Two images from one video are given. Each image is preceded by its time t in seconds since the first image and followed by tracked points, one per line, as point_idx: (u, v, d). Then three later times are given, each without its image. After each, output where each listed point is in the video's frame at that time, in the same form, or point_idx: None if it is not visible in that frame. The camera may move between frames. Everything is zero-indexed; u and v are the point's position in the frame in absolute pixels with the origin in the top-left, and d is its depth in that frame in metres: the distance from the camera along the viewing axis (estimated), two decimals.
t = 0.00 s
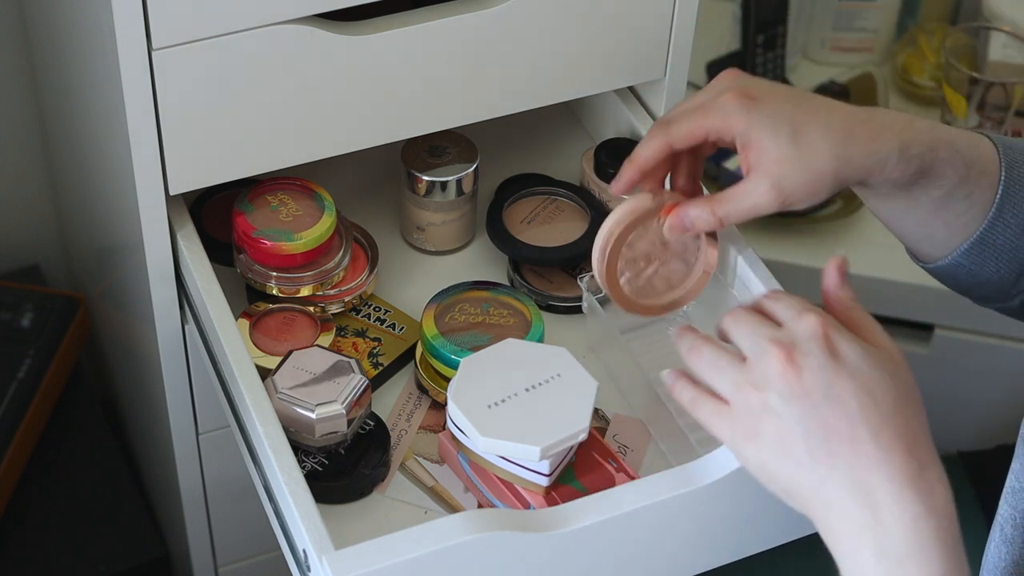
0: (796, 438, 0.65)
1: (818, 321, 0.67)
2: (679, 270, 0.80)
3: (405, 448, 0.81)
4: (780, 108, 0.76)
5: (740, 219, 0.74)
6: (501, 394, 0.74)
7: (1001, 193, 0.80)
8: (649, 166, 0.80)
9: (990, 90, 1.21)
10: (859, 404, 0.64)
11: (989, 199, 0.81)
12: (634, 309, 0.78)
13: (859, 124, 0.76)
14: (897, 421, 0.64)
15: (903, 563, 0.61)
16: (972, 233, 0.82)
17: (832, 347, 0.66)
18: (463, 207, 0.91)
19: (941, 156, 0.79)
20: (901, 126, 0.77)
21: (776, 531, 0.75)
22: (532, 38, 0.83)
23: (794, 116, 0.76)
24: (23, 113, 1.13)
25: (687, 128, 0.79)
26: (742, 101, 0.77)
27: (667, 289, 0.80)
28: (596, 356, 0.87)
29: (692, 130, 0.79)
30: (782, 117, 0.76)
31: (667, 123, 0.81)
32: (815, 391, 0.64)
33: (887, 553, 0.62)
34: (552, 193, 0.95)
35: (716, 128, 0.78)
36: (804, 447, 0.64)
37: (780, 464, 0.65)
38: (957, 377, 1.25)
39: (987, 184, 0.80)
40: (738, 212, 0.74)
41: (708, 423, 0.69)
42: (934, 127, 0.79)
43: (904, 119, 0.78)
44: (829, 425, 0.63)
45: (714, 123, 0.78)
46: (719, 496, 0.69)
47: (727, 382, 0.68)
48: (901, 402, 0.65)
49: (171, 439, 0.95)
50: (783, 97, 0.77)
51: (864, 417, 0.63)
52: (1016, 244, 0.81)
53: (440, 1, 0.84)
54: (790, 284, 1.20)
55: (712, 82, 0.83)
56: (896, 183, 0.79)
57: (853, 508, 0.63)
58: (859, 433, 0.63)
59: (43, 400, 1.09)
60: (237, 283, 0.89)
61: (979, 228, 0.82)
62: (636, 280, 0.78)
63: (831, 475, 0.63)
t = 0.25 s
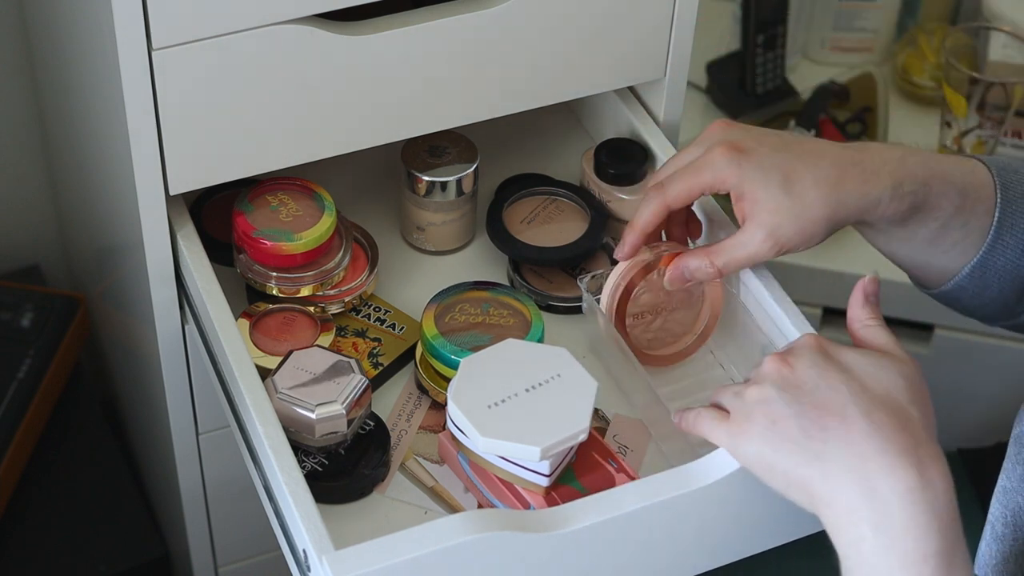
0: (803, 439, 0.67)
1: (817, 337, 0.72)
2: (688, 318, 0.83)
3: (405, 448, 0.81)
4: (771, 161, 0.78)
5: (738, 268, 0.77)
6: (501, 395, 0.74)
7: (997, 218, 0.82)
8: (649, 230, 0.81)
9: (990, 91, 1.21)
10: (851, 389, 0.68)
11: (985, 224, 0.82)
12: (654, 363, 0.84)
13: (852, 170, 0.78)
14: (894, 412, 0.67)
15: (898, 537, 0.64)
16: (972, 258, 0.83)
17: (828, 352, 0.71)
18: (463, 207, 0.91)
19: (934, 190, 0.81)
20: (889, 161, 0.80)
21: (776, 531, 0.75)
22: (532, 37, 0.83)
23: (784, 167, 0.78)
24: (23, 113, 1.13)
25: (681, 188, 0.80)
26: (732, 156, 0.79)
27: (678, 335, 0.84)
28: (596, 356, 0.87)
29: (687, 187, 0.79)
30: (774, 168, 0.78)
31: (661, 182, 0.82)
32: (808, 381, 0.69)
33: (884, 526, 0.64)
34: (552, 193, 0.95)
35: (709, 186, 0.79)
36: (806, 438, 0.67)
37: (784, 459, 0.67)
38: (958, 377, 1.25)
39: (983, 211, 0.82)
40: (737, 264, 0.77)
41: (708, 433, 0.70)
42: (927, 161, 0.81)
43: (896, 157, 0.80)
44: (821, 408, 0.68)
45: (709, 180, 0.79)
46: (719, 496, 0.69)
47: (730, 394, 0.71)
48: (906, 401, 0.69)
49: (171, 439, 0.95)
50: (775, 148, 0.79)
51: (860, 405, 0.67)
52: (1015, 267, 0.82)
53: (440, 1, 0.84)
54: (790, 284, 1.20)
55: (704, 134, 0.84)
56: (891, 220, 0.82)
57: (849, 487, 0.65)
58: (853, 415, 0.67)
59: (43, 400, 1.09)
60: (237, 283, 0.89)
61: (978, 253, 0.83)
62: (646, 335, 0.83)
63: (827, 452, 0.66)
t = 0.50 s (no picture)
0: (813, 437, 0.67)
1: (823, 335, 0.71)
2: (691, 317, 0.84)
3: (405, 448, 0.81)
4: (767, 168, 0.78)
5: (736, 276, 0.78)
6: (500, 395, 0.74)
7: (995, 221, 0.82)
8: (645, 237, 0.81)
9: (990, 90, 1.20)
10: (857, 383, 0.68)
11: (984, 227, 0.83)
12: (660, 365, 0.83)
13: (848, 176, 0.78)
14: (900, 404, 0.67)
15: (905, 529, 0.64)
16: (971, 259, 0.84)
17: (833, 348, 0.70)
18: (463, 207, 0.91)
19: (932, 195, 0.81)
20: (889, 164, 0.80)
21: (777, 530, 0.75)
22: (532, 38, 0.84)
23: (779, 173, 0.78)
24: (23, 113, 1.13)
25: (676, 196, 0.80)
26: (727, 164, 0.78)
27: (683, 336, 0.84)
28: (596, 356, 0.87)
29: (682, 196, 0.79)
30: (769, 176, 0.78)
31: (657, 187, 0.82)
32: (812, 377, 0.69)
33: (891, 519, 0.65)
34: (552, 193, 0.95)
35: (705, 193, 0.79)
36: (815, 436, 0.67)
37: (792, 453, 0.67)
38: (958, 376, 1.25)
39: (983, 214, 0.82)
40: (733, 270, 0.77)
41: (713, 427, 0.70)
42: (925, 166, 0.82)
43: (893, 161, 0.80)
44: (827, 401, 0.67)
45: (703, 188, 0.79)
46: (720, 496, 0.69)
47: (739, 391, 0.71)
48: (912, 394, 0.68)
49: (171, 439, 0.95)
50: (771, 154, 0.79)
51: (865, 397, 0.67)
52: (1014, 269, 0.82)
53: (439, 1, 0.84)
54: (790, 284, 1.20)
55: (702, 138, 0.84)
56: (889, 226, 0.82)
57: (856, 480, 0.65)
58: (859, 408, 0.67)
59: (43, 400, 1.09)
60: (237, 283, 0.89)
61: (976, 255, 0.83)
62: (648, 337, 0.83)
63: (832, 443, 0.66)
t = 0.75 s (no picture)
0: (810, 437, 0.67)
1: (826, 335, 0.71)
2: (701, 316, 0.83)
3: (405, 448, 0.81)
4: (760, 183, 0.78)
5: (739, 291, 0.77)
6: (501, 395, 0.74)
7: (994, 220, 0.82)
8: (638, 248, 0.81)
9: (990, 90, 1.20)
10: (856, 381, 0.68)
11: (984, 226, 0.83)
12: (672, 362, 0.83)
13: (845, 181, 0.79)
14: (897, 407, 0.67)
15: (896, 528, 0.64)
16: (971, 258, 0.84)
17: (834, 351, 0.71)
18: (463, 207, 0.91)
19: (932, 194, 0.81)
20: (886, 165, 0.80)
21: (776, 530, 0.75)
22: (532, 38, 0.84)
23: (773, 187, 0.78)
24: (23, 113, 1.13)
25: (671, 211, 0.80)
26: (721, 182, 0.79)
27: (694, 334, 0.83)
28: (596, 356, 0.87)
29: (676, 211, 0.79)
30: (764, 191, 0.78)
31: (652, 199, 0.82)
32: (810, 375, 0.69)
33: (880, 519, 0.65)
34: (552, 193, 0.95)
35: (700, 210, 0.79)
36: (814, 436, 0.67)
37: (790, 451, 0.67)
38: (957, 376, 1.25)
39: (982, 212, 0.82)
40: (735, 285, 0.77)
41: (715, 420, 0.71)
42: (923, 166, 0.82)
43: (891, 163, 0.80)
44: (825, 398, 0.67)
45: (698, 206, 0.79)
46: (720, 496, 0.69)
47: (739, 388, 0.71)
48: (909, 394, 0.68)
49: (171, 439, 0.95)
50: (764, 169, 0.79)
51: (863, 395, 0.67)
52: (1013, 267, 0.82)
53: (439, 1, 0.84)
54: (789, 284, 1.20)
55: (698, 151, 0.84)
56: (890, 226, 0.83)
57: (849, 479, 0.65)
58: (854, 406, 0.67)
59: (43, 400, 1.09)
60: (237, 283, 0.89)
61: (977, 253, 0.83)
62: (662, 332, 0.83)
63: (827, 441, 0.66)
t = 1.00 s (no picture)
0: (818, 437, 0.67)
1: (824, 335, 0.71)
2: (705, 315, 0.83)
3: (405, 448, 0.81)
4: (760, 189, 0.78)
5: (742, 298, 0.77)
6: (501, 395, 0.74)
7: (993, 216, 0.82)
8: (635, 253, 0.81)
9: (990, 90, 1.20)
10: (857, 380, 0.68)
11: (983, 221, 0.83)
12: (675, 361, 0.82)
13: (845, 182, 0.78)
14: (899, 402, 0.67)
15: (900, 524, 0.64)
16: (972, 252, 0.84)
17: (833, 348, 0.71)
18: (463, 208, 0.91)
19: (931, 191, 0.81)
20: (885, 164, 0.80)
21: (776, 531, 0.75)
22: (532, 38, 0.84)
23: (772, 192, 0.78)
24: (23, 113, 1.13)
25: (667, 218, 0.79)
26: (719, 190, 0.78)
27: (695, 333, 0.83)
28: (596, 356, 0.87)
29: (671, 218, 0.79)
30: (763, 196, 0.78)
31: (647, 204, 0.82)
32: (813, 374, 0.69)
33: (886, 514, 0.65)
34: (552, 193, 0.95)
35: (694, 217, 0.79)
36: (820, 435, 0.67)
37: (797, 451, 0.67)
38: (957, 376, 1.26)
39: (981, 207, 0.82)
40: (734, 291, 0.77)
41: (715, 423, 0.70)
42: (923, 163, 0.82)
43: (890, 161, 0.80)
44: (828, 398, 0.67)
45: (694, 213, 0.79)
46: (720, 497, 0.69)
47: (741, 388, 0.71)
48: (913, 390, 0.68)
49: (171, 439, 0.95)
50: (761, 173, 0.79)
51: (866, 395, 0.67)
52: (1013, 262, 0.82)
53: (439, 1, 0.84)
54: (789, 284, 1.20)
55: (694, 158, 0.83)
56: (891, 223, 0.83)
57: (855, 478, 0.65)
58: (859, 405, 0.67)
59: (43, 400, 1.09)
60: (237, 283, 0.89)
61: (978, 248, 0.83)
62: (663, 332, 0.83)
63: (831, 441, 0.66)
